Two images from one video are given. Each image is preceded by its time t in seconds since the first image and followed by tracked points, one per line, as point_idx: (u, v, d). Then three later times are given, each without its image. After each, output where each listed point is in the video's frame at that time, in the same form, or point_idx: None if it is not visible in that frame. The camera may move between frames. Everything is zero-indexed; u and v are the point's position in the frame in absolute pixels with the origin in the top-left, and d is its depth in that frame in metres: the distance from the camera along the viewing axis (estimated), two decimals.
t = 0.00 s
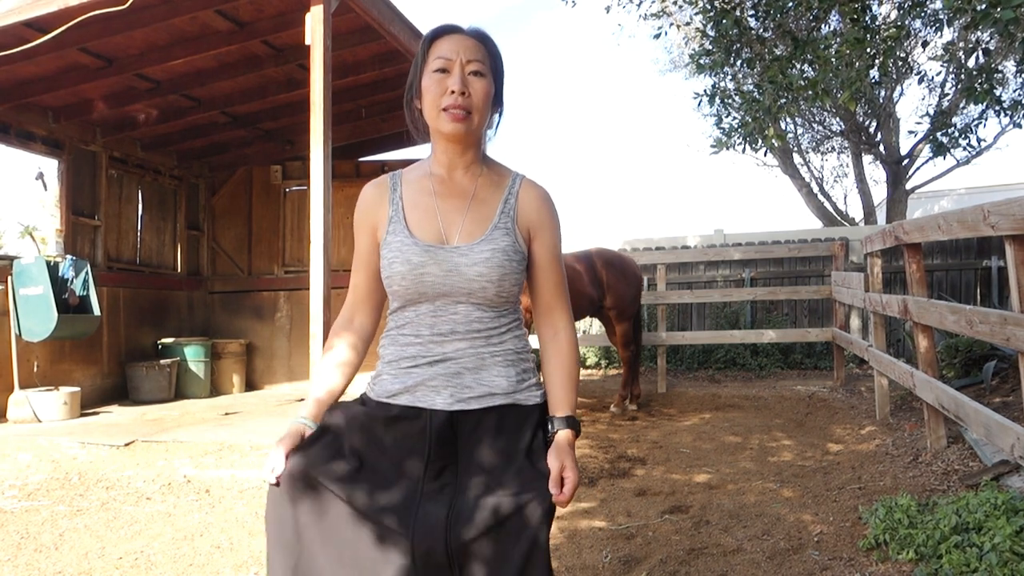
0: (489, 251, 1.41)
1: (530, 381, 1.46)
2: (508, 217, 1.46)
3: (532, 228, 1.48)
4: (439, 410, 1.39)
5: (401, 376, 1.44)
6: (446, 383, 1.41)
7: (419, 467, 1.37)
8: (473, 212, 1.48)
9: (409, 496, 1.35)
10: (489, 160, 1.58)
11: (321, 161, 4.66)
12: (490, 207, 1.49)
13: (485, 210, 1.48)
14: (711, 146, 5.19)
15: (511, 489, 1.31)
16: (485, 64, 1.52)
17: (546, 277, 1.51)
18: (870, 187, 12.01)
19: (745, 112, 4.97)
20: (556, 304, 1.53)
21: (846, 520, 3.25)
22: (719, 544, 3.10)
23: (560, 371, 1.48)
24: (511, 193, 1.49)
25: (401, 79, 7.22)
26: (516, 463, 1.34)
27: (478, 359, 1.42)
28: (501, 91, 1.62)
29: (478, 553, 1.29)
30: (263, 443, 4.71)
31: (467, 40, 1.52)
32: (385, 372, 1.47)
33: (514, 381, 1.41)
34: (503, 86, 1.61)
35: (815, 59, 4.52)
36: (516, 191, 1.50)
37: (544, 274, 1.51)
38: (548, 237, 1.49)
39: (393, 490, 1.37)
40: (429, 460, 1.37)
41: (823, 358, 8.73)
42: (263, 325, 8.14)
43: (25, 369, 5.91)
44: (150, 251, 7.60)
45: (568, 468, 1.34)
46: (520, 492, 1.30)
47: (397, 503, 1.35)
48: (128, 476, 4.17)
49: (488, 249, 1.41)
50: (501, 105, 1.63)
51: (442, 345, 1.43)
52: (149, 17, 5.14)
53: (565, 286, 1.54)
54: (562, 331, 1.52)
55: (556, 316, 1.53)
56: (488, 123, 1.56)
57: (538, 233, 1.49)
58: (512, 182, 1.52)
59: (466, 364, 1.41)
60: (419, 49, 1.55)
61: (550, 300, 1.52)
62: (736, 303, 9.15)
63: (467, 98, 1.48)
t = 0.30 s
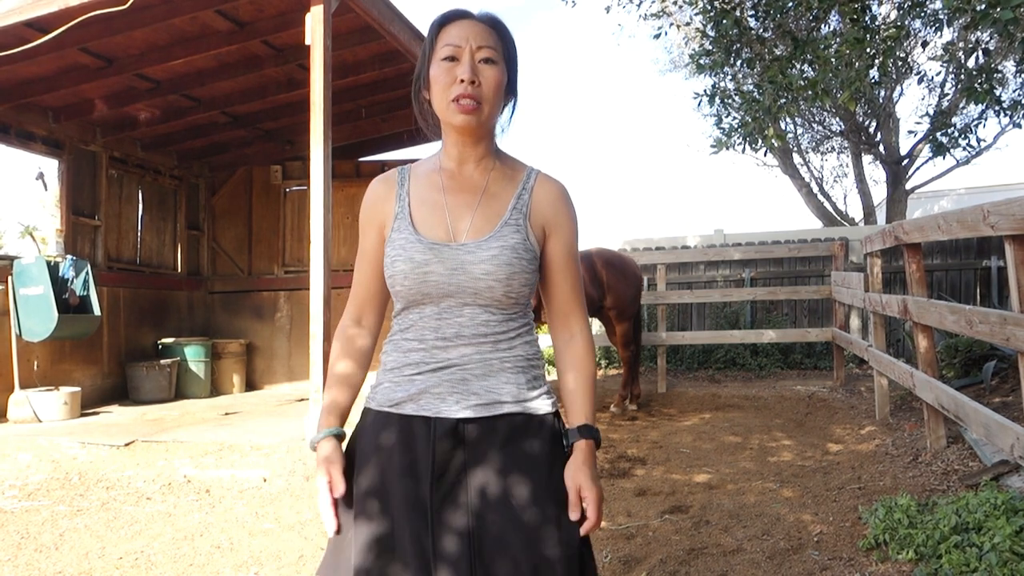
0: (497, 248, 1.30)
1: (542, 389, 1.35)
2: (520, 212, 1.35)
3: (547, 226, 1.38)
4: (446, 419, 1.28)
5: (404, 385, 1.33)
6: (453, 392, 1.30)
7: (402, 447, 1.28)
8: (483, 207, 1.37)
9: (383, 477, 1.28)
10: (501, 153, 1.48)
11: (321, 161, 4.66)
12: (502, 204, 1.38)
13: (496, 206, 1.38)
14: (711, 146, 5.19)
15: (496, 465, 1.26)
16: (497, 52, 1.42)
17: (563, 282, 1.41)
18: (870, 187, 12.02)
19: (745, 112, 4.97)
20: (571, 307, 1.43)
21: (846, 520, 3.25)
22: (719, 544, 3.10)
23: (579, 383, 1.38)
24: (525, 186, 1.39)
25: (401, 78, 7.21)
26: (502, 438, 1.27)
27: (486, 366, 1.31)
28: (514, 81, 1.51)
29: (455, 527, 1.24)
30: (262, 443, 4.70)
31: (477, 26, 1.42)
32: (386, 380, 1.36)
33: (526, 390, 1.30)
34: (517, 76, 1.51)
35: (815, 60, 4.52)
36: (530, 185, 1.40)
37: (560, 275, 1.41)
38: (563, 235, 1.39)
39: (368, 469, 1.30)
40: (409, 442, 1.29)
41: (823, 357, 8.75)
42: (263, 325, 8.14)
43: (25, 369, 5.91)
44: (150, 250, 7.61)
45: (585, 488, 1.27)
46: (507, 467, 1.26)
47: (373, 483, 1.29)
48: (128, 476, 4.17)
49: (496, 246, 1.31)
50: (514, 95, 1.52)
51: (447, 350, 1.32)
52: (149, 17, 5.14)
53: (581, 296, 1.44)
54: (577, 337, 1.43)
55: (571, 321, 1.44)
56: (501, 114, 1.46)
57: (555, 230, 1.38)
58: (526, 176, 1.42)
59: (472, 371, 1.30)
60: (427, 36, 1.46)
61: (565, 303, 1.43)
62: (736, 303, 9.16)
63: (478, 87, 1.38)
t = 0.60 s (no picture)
0: (509, 242, 1.24)
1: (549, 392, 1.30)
2: (527, 204, 1.30)
3: (552, 213, 1.33)
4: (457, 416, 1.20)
5: (410, 381, 1.24)
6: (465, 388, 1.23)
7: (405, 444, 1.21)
8: (491, 200, 1.30)
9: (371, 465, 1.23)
10: (501, 145, 1.40)
11: (321, 161, 4.65)
12: (508, 196, 1.31)
13: (503, 199, 1.30)
14: (711, 146, 5.19)
15: (495, 462, 1.20)
16: (497, 40, 1.32)
17: (578, 262, 1.36)
18: (870, 187, 12.02)
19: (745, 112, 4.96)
20: (589, 282, 1.38)
21: (846, 520, 3.25)
22: (718, 544, 3.10)
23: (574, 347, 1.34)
24: (528, 175, 1.33)
25: (401, 78, 7.20)
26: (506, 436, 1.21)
27: (498, 364, 1.24)
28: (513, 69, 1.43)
29: (454, 526, 1.17)
30: (262, 443, 4.71)
31: (474, 13, 1.33)
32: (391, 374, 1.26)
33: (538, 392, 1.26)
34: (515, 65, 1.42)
35: (815, 60, 4.52)
36: (532, 173, 1.34)
37: (575, 257, 1.36)
38: (570, 222, 1.34)
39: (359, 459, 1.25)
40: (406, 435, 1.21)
41: (823, 358, 8.75)
42: (263, 325, 8.14)
43: (25, 369, 5.91)
44: (150, 251, 7.61)
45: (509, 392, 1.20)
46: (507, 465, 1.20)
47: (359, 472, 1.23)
48: (128, 476, 4.17)
49: (508, 239, 1.24)
50: (513, 84, 1.44)
51: (458, 347, 1.24)
52: (149, 17, 5.14)
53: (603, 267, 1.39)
54: (591, 308, 1.38)
55: (592, 293, 1.39)
56: (501, 105, 1.38)
57: (561, 217, 1.33)
58: (527, 166, 1.35)
59: (485, 369, 1.23)
60: (422, 25, 1.35)
61: (582, 278, 1.38)
62: (736, 303, 9.15)
63: (479, 79, 1.29)
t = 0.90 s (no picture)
0: (509, 233, 1.24)
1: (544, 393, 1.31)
2: (521, 196, 1.30)
3: (543, 204, 1.34)
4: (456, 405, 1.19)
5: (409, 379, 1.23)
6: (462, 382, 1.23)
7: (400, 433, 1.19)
8: (487, 194, 1.29)
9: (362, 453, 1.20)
10: (492, 141, 1.40)
11: (321, 160, 4.65)
12: (502, 190, 1.31)
13: (498, 193, 1.30)
14: (711, 146, 5.20)
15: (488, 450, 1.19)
16: (490, 36, 1.32)
17: (574, 252, 1.35)
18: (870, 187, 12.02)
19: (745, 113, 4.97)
20: (588, 271, 1.35)
21: (846, 520, 3.25)
22: (719, 544, 3.10)
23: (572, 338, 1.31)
24: (518, 169, 1.33)
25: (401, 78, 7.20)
26: (504, 427, 1.20)
27: (497, 361, 1.24)
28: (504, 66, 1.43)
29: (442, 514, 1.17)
30: (262, 443, 4.71)
31: (468, 8, 1.32)
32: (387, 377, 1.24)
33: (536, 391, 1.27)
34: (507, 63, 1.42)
35: (815, 60, 4.52)
36: (522, 167, 1.34)
37: (569, 245, 1.35)
38: (563, 212, 1.34)
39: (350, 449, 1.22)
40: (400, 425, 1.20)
41: (823, 358, 8.75)
42: (263, 325, 8.14)
43: (25, 369, 5.91)
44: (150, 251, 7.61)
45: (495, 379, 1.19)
46: (504, 456, 1.19)
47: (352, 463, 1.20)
48: (128, 476, 4.17)
49: (508, 230, 1.24)
50: (503, 82, 1.44)
51: (455, 345, 1.23)
52: (149, 17, 5.14)
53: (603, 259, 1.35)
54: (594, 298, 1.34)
55: (592, 282, 1.35)
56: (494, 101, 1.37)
57: (553, 207, 1.34)
58: (517, 159, 1.35)
59: (482, 366, 1.23)
60: (415, 19, 1.34)
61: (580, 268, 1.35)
62: (736, 303, 9.15)
63: (474, 74, 1.28)
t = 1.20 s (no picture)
0: (501, 232, 1.23)
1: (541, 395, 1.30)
2: (514, 190, 1.29)
3: (538, 193, 1.32)
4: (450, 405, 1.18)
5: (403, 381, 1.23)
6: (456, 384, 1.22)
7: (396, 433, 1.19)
8: (481, 191, 1.29)
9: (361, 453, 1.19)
10: (488, 137, 1.39)
11: (320, 160, 4.64)
12: (496, 188, 1.30)
13: (492, 191, 1.30)
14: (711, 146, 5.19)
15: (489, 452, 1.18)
16: (486, 32, 1.31)
17: (571, 238, 1.31)
18: (870, 187, 12.03)
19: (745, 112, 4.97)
20: (587, 256, 1.30)
21: (846, 520, 3.25)
22: (719, 544, 3.10)
23: (568, 325, 1.27)
24: (512, 164, 1.32)
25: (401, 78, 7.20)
26: (501, 426, 1.20)
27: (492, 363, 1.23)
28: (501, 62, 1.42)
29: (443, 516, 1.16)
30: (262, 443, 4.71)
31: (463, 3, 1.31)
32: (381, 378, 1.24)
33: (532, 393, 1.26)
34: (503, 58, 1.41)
35: (815, 60, 4.51)
36: (516, 161, 1.33)
37: (565, 234, 1.32)
38: (559, 200, 1.32)
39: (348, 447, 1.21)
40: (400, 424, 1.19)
41: (823, 358, 8.76)
42: (263, 325, 8.14)
43: (25, 369, 5.91)
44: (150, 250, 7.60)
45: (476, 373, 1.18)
46: (503, 458, 1.18)
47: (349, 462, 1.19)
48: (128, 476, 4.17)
49: (500, 229, 1.24)
50: (501, 78, 1.43)
51: (450, 347, 1.23)
52: (149, 17, 5.13)
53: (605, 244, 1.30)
54: (595, 283, 1.28)
55: (593, 267, 1.30)
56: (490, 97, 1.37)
57: (547, 197, 1.32)
58: (511, 154, 1.35)
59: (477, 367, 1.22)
60: (410, 15, 1.34)
61: (578, 253, 1.31)
62: (736, 303, 9.15)
63: (468, 71, 1.28)
